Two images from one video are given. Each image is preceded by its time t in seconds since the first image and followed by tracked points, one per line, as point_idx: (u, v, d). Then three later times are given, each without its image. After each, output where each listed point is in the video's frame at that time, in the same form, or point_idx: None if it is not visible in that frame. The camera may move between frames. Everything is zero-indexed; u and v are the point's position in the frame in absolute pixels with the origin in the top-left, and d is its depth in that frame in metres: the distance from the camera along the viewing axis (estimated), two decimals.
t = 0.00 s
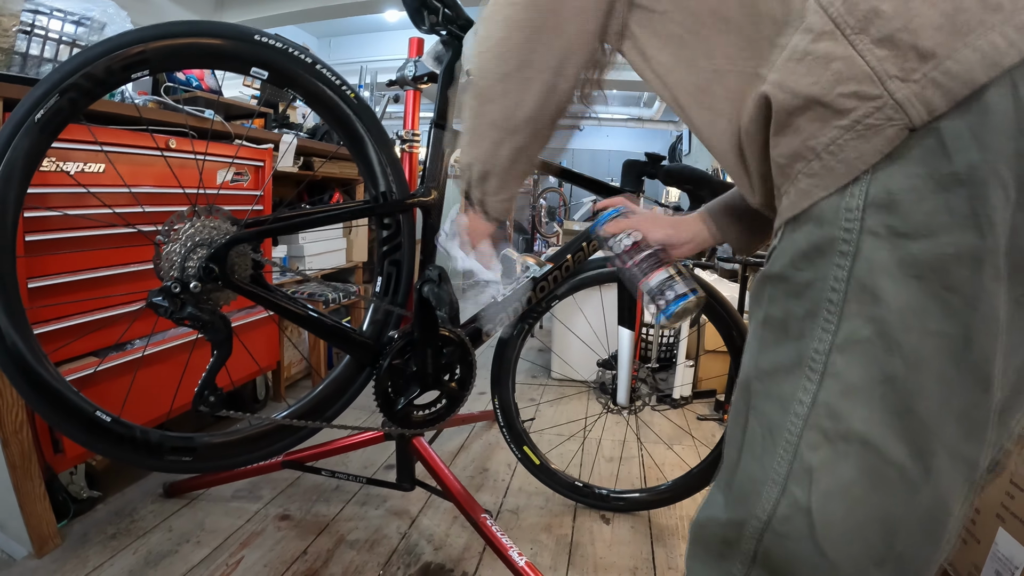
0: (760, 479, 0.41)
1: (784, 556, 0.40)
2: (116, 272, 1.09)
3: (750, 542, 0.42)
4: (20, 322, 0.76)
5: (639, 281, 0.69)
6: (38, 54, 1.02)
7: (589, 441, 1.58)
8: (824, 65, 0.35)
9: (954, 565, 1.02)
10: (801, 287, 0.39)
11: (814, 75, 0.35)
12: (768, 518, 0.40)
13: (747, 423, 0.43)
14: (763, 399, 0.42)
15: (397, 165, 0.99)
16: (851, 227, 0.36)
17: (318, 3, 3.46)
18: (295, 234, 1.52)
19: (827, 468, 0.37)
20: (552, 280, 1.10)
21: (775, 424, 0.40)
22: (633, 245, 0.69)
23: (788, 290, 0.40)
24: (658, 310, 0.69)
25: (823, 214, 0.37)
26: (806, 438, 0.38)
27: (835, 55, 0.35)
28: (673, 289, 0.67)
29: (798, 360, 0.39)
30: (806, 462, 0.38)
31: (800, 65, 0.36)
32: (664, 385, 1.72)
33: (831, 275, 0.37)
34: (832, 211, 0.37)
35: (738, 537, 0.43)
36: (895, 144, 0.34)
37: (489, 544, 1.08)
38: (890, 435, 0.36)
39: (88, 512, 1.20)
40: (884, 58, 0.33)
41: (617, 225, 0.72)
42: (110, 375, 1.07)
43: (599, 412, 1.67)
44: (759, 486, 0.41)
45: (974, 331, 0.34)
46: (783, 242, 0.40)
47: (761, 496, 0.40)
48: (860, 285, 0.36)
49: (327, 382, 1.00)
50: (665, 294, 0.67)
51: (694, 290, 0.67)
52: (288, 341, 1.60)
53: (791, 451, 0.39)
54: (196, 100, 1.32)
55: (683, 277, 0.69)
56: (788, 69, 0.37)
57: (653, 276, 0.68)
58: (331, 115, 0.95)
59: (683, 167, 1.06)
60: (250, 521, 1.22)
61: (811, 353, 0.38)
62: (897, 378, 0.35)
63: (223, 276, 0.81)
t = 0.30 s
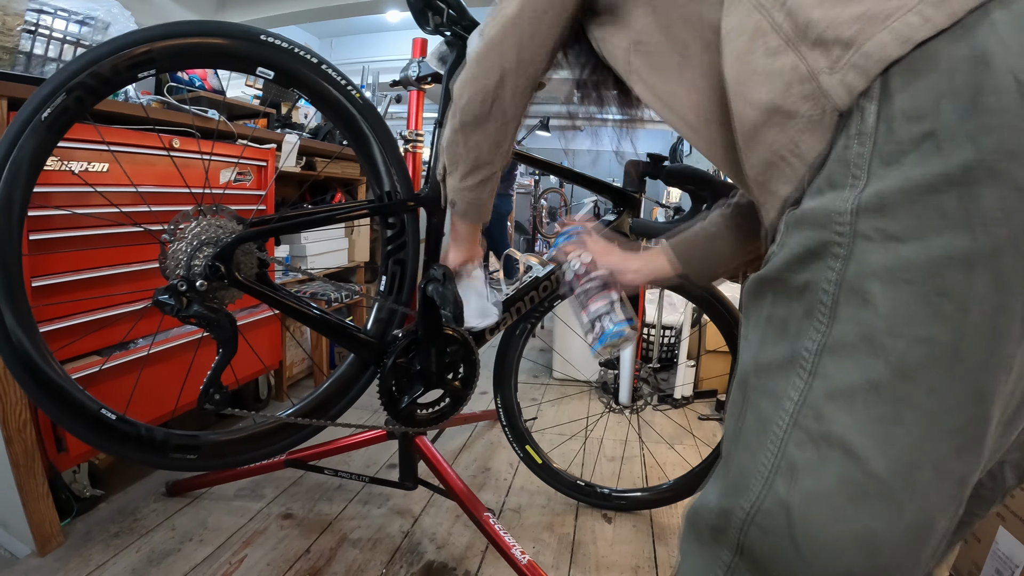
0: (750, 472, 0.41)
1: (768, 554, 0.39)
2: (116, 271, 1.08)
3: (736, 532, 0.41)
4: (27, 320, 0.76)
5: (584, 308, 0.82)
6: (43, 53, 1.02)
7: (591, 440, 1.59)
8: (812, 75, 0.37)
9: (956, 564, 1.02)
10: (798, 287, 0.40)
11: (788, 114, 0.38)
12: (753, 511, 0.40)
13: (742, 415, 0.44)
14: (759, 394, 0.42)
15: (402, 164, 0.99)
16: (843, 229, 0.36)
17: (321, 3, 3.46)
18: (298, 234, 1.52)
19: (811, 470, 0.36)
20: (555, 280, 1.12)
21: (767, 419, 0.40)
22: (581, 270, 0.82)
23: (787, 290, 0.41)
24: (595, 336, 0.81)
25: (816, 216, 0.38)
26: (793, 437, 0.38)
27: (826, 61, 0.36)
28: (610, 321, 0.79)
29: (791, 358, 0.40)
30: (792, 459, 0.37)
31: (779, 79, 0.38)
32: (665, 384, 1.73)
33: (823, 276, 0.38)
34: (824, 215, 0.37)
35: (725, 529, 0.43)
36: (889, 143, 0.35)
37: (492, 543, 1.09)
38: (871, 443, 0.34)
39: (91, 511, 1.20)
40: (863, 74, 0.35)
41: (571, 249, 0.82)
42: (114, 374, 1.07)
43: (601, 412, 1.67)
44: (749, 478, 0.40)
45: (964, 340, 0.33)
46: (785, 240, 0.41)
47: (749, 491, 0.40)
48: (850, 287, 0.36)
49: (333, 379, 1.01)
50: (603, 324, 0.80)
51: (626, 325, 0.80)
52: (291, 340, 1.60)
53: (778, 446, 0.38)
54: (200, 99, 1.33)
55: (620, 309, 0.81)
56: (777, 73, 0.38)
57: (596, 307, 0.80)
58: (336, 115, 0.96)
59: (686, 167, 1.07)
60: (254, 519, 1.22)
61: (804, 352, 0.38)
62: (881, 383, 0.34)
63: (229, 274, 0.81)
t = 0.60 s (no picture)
0: (756, 463, 0.41)
1: (775, 545, 0.39)
2: (120, 271, 1.09)
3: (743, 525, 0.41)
4: (28, 320, 0.76)
5: (552, 351, 0.78)
6: (43, 54, 1.03)
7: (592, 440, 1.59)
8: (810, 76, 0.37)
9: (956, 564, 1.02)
10: (800, 278, 0.40)
11: (794, 122, 0.38)
12: (759, 502, 0.40)
13: (746, 406, 0.44)
14: (762, 384, 0.42)
15: (401, 164, 0.99)
16: (840, 218, 0.36)
17: (320, 4, 3.46)
18: (298, 234, 1.52)
19: (815, 460, 0.36)
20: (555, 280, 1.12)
21: (772, 409, 0.40)
22: (546, 320, 0.79)
23: (788, 281, 0.41)
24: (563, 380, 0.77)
25: (815, 209, 0.37)
26: (798, 426, 0.38)
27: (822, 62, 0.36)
28: (578, 364, 0.75)
29: (795, 346, 0.40)
30: (798, 448, 0.38)
31: (780, 87, 0.38)
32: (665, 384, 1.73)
33: (824, 265, 0.38)
34: (823, 206, 0.37)
35: (732, 523, 0.43)
36: (885, 137, 0.35)
37: (492, 543, 1.09)
38: (877, 429, 0.34)
39: (92, 511, 1.20)
40: (861, 74, 0.35)
41: (537, 300, 0.80)
42: (114, 374, 1.07)
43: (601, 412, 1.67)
44: (755, 469, 0.41)
45: (966, 321, 0.33)
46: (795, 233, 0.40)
47: (756, 481, 0.40)
48: (851, 275, 0.36)
49: (333, 378, 1.01)
50: (571, 367, 0.76)
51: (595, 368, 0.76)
52: (292, 340, 1.60)
53: (785, 434, 0.39)
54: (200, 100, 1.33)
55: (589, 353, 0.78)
56: (768, 79, 0.39)
57: (564, 349, 0.76)
58: (336, 115, 0.96)
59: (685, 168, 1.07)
60: (254, 519, 1.22)
61: (808, 339, 0.39)
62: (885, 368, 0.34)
63: (229, 274, 0.81)
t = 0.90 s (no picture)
0: (770, 460, 0.41)
1: (791, 541, 0.39)
2: (119, 270, 1.09)
3: (757, 523, 0.41)
4: (27, 319, 0.76)
5: (559, 340, 0.74)
6: (42, 53, 1.02)
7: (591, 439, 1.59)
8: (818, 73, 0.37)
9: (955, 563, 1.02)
10: (811, 273, 0.40)
11: (804, 120, 0.38)
12: (773, 499, 0.40)
13: (757, 402, 0.44)
14: (775, 380, 0.42)
15: (401, 163, 0.99)
16: (852, 213, 0.36)
17: (318, 4, 3.46)
18: (296, 234, 1.52)
19: (831, 453, 0.37)
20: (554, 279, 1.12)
21: (785, 403, 0.40)
22: (556, 309, 0.76)
23: (801, 276, 0.41)
24: (570, 370, 0.72)
25: (826, 204, 0.38)
26: (813, 420, 0.38)
27: (830, 59, 0.37)
28: (587, 353, 0.72)
29: (808, 341, 0.40)
30: (813, 443, 0.38)
31: (788, 86, 0.38)
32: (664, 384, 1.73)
33: (837, 259, 0.38)
34: (835, 202, 0.37)
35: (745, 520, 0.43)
36: (895, 132, 0.35)
37: (492, 543, 1.09)
38: (891, 420, 0.35)
39: (91, 511, 1.20)
40: (869, 70, 0.35)
41: (546, 288, 0.79)
42: (113, 374, 1.07)
43: (600, 411, 1.67)
44: (769, 466, 0.41)
45: (978, 311, 0.33)
46: (806, 228, 0.40)
47: (769, 478, 0.41)
48: (863, 268, 0.36)
49: (332, 377, 1.01)
50: (580, 357, 0.72)
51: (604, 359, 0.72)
52: (291, 340, 1.60)
53: (799, 429, 0.39)
54: (198, 99, 1.34)
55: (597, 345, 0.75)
56: (774, 76, 0.39)
57: (573, 338, 0.73)
58: (335, 114, 0.96)
59: (684, 167, 1.06)
60: (254, 519, 1.22)
61: (821, 334, 0.39)
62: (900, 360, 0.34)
63: (228, 273, 0.81)
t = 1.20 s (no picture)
0: (776, 457, 0.41)
1: (796, 537, 0.39)
2: (118, 271, 1.09)
3: (763, 521, 0.41)
4: (24, 320, 0.76)
5: (553, 354, 0.77)
6: (40, 54, 1.02)
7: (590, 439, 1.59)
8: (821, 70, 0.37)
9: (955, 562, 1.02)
10: (818, 268, 0.40)
11: (806, 117, 0.38)
12: (779, 496, 0.40)
13: (762, 399, 0.44)
14: (782, 376, 0.42)
15: (398, 162, 0.99)
16: (859, 208, 0.36)
17: (316, 4, 3.46)
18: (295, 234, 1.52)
19: (839, 449, 0.36)
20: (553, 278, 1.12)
21: (791, 400, 0.40)
22: (546, 321, 0.78)
23: (809, 271, 0.41)
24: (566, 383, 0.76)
25: (833, 200, 0.37)
26: (820, 416, 0.38)
27: (834, 56, 0.36)
28: (581, 366, 0.75)
29: (815, 337, 0.39)
30: (820, 439, 0.38)
31: (791, 82, 0.38)
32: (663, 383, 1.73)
33: (844, 254, 0.37)
34: (841, 197, 0.37)
35: (751, 517, 0.42)
36: (900, 128, 0.35)
37: (491, 543, 1.08)
38: (899, 415, 0.35)
39: (90, 512, 1.20)
40: (873, 66, 0.35)
41: (534, 300, 0.80)
42: (111, 375, 1.07)
43: (599, 411, 1.67)
44: (775, 463, 0.41)
45: (985, 305, 0.33)
46: (811, 224, 0.40)
47: (776, 474, 0.40)
48: (869, 264, 0.36)
49: (331, 377, 1.00)
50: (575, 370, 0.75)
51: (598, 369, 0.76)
52: (289, 340, 1.60)
53: (805, 426, 0.39)
54: (196, 100, 1.34)
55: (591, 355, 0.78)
56: (778, 73, 0.39)
57: (566, 352, 0.76)
58: (333, 113, 0.96)
59: (683, 166, 1.06)
60: (253, 519, 1.22)
61: (827, 329, 0.38)
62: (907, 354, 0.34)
63: (226, 273, 0.81)
